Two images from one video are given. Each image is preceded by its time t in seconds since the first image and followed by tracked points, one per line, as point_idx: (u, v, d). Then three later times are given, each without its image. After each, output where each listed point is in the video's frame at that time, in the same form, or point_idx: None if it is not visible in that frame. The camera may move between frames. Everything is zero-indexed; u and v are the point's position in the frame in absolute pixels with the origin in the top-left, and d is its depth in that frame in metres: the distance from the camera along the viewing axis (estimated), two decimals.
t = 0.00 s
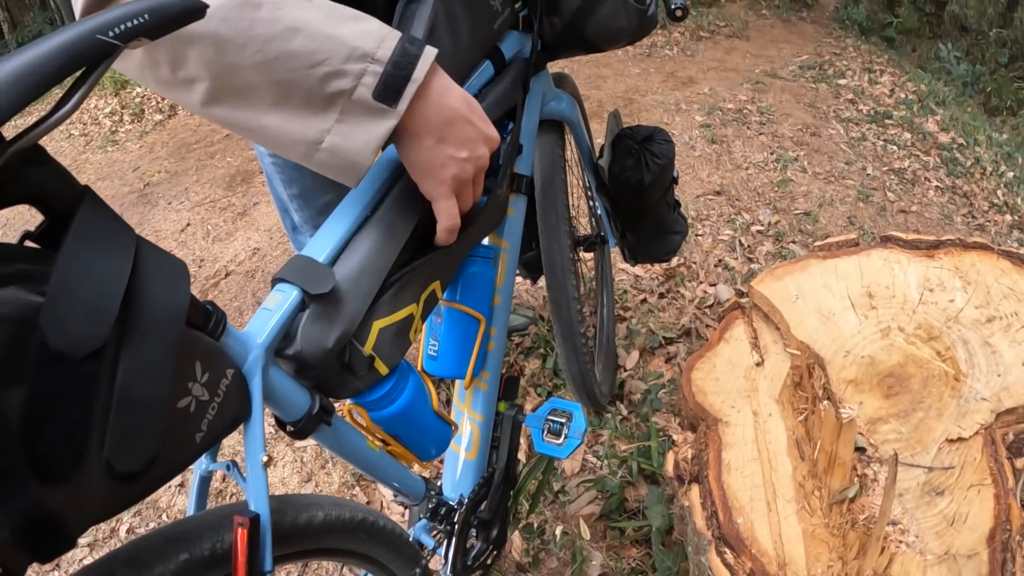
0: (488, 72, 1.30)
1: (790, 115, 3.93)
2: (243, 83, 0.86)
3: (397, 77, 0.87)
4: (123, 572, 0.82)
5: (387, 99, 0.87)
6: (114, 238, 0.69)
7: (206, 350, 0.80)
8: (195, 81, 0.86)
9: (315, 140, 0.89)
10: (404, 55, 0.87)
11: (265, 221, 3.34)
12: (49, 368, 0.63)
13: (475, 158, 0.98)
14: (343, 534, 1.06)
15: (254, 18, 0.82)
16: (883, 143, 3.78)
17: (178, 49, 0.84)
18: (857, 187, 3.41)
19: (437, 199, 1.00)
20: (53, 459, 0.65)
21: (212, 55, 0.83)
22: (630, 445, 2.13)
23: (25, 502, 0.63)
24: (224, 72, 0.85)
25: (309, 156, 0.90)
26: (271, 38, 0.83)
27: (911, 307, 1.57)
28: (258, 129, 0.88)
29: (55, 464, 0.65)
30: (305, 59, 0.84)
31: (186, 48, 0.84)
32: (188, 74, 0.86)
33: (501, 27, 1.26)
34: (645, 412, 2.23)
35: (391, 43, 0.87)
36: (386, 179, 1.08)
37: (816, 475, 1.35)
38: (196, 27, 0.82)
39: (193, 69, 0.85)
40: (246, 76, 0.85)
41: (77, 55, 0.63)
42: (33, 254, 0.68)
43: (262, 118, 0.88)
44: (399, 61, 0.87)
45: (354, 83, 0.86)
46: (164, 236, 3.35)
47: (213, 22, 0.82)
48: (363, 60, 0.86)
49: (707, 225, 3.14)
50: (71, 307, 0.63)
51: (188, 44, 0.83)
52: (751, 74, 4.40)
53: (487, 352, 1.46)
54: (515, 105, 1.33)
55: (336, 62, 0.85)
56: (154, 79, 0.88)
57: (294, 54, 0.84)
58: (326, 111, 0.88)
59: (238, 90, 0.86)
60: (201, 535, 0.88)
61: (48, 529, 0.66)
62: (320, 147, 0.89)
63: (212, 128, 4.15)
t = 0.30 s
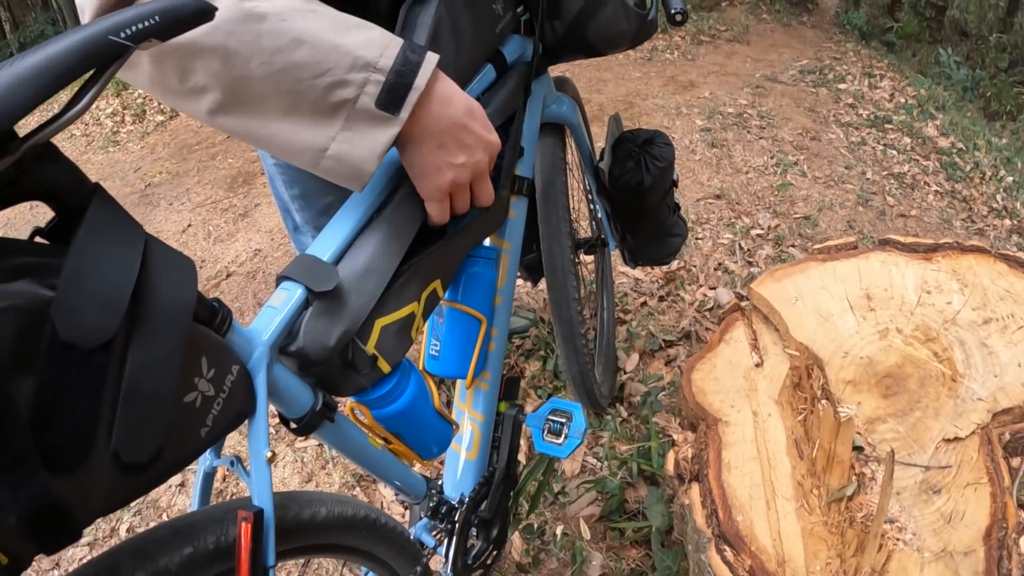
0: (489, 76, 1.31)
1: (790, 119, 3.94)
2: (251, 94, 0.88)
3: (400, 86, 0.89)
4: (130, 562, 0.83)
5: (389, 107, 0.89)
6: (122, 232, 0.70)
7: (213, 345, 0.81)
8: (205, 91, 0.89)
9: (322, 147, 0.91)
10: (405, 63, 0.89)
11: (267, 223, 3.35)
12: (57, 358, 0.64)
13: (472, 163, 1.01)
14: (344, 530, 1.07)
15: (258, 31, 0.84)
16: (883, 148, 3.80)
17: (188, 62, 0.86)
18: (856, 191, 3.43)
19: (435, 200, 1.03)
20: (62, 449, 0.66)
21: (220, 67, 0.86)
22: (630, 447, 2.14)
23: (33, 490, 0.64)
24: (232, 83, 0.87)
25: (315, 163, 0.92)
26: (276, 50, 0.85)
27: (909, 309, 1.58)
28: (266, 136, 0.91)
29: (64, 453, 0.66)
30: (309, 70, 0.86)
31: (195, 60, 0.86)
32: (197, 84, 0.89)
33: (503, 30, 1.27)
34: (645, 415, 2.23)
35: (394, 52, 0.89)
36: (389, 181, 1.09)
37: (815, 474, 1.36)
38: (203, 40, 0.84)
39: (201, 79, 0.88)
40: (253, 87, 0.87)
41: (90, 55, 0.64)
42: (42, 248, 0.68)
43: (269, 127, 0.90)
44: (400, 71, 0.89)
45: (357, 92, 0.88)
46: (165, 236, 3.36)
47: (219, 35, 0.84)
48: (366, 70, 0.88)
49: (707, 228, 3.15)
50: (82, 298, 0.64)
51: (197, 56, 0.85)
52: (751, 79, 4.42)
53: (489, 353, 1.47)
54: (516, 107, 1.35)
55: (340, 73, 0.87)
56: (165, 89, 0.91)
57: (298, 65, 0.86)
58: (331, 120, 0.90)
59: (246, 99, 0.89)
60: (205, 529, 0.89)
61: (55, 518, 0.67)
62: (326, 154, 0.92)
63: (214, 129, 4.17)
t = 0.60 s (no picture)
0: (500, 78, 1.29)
1: (794, 123, 3.92)
2: (306, 81, 0.86)
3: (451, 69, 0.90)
4: None
5: (445, 86, 0.90)
6: (124, 236, 0.66)
7: (219, 355, 0.77)
8: (252, 81, 0.85)
9: (378, 129, 0.91)
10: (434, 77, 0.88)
11: (269, 224, 3.33)
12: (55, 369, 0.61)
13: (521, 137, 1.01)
14: (352, 541, 1.04)
15: (315, 17, 0.81)
16: (887, 152, 3.78)
17: (237, 51, 0.82)
18: (861, 196, 3.41)
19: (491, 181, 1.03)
20: (61, 463, 0.62)
21: (275, 55, 0.82)
22: (638, 455, 2.12)
23: (32, 507, 0.60)
24: (286, 71, 0.84)
25: (371, 145, 0.92)
26: (334, 36, 0.83)
27: (928, 321, 1.56)
28: (319, 122, 0.89)
29: (63, 467, 0.62)
30: (367, 54, 0.85)
31: (246, 49, 0.82)
32: (245, 74, 0.84)
33: (514, 33, 1.26)
34: (653, 422, 2.22)
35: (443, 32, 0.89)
36: (400, 185, 1.07)
37: (836, 489, 1.33)
38: (256, 29, 0.80)
39: (250, 68, 0.84)
40: (308, 73, 0.85)
41: (92, 51, 0.61)
42: (41, 255, 0.65)
43: (324, 112, 0.89)
44: (452, 50, 0.90)
45: (414, 73, 0.88)
46: (166, 237, 3.34)
47: (274, 23, 0.80)
48: (422, 51, 0.87)
49: (712, 233, 3.13)
50: (83, 306, 0.60)
51: (249, 46, 0.81)
52: (755, 82, 4.40)
53: (498, 359, 1.45)
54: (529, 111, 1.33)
55: (397, 57, 0.86)
56: (203, 81, 0.86)
57: (356, 50, 0.84)
58: (387, 101, 0.90)
59: (298, 86, 0.86)
60: (212, 543, 0.86)
61: (55, 536, 0.63)
62: (383, 136, 0.92)
63: (216, 129, 4.15)
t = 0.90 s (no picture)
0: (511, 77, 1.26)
1: (800, 126, 3.89)
2: (340, 94, 0.81)
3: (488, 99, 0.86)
4: None
5: (482, 117, 0.86)
6: (115, 238, 0.61)
7: (217, 367, 0.73)
8: (280, 86, 0.79)
9: (408, 154, 0.86)
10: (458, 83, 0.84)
11: (270, 225, 3.29)
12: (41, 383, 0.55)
13: (540, 177, 1.00)
14: (354, 556, 0.97)
15: (359, 30, 0.77)
16: (892, 156, 3.74)
17: (273, 55, 0.76)
18: (867, 200, 3.37)
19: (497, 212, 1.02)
20: (47, 486, 0.56)
21: (312, 62, 0.77)
22: (647, 463, 2.09)
23: (16, 536, 0.54)
24: (321, 81, 0.79)
25: (398, 170, 0.87)
26: (377, 51, 0.78)
27: (953, 330, 1.52)
28: (347, 140, 0.83)
29: (49, 491, 0.56)
30: (409, 73, 0.81)
31: (283, 54, 0.76)
32: (277, 79, 0.79)
33: (526, 29, 1.22)
34: (662, 429, 2.19)
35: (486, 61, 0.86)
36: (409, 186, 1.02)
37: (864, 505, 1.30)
38: (300, 32, 0.75)
39: (283, 74, 0.78)
40: (343, 87, 0.80)
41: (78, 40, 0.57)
42: (24, 258, 0.59)
43: (353, 131, 0.83)
44: (492, 80, 0.86)
45: (452, 100, 0.84)
46: (167, 237, 3.31)
47: (319, 30, 0.75)
48: (463, 78, 0.84)
49: (718, 236, 3.09)
50: (74, 312, 0.55)
51: (287, 50, 0.76)
52: (759, 85, 4.37)
53: (507, 367, 1.41)
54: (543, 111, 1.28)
55: (438, 80, 0.82)
56: (231, 80, 0.80)
57: (397, 69, 0.80)
58: (421, 126, 0.85)
59: (329, 99, 0.81)
60: (208, 563, 0.78)
61: (41, 566, 0.57)
62: (412, 161, 0.86)
63: (218, 129, 4.12)
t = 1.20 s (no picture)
0: (518, 76, 1.23)
1: (805, 129, 3.86)
2: (228, 95, 0.78)
3: (381, 112, 0.79)
4: None
5: (369, 129, 0.79)
6: (99, 245, 0.57)
7: (210, 381, 0.70)
8: (178, 81, 0.79)
9: (292, 161, 0.81)
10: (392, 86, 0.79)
11: (271, 226, 3.26)
12: (19, 401, 0.52)
13: (471, 195, 0.89)
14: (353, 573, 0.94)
15: (241, 31, 0.74)
16: (897, 159, 3.71)
17: (163, 50, 0.76)
18: (873, 204, 3.33)
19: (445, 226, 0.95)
20: (26, 509, 0.53)
21: (198, 61, 0.75)
22: (652, 471, 2.07)
23: None
24: (207, 80, 0.77)
25: (285, 178, 0.82)
26: (258, 53, 0.75)
27: (972, 340, 1.48)
28: (236, 141, 0.81)
29: (29, 514, 0.53)
30: (291, 77, 0.76)
31: (172, 51, 0.75)
32: (174, 73, 0.78)
33: (532, 29, 1.19)
34: (667, 436, 2.16)
35: (387, 69, 0.79)
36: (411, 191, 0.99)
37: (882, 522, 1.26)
38: (181, 30, 0.73)
39: (180, 71, 0.77)
40: (229, 87, 0.77)
41: (61, 35, 0.55)
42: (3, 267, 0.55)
43: (242, 132, 0.80)
44: (386, 92, 0.78)
45: (336, 109, 0.78)
46: (167, 237, 3.29)
47: (201, 30, 0.73)
48: (354, 87, 0.78)
49: (723, 240, 3.05)
50: (52, 324, 0.52)
51: (173, 48, 0.75)
52: (764, 88, 4.34)
53: (511, 375, 1.39)
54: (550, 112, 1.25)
55: (323, 86, 0.77)
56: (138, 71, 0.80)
57: (279, 73, 0.76)
58: (307, 133, 0.80)
59: (221, 99, 0.79)
60: None
61: None
62: (297, 170, 0.81)
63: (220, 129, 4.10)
